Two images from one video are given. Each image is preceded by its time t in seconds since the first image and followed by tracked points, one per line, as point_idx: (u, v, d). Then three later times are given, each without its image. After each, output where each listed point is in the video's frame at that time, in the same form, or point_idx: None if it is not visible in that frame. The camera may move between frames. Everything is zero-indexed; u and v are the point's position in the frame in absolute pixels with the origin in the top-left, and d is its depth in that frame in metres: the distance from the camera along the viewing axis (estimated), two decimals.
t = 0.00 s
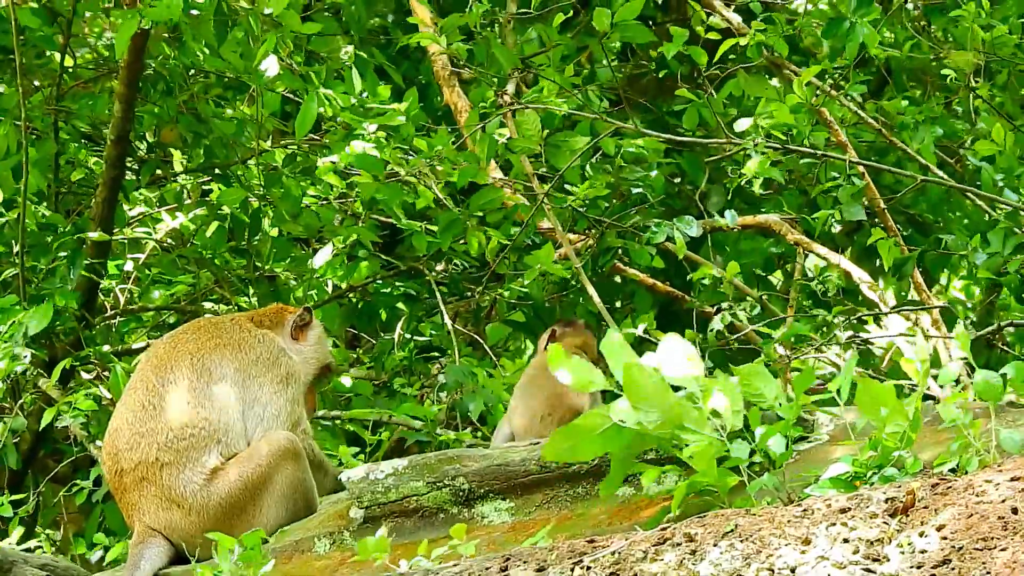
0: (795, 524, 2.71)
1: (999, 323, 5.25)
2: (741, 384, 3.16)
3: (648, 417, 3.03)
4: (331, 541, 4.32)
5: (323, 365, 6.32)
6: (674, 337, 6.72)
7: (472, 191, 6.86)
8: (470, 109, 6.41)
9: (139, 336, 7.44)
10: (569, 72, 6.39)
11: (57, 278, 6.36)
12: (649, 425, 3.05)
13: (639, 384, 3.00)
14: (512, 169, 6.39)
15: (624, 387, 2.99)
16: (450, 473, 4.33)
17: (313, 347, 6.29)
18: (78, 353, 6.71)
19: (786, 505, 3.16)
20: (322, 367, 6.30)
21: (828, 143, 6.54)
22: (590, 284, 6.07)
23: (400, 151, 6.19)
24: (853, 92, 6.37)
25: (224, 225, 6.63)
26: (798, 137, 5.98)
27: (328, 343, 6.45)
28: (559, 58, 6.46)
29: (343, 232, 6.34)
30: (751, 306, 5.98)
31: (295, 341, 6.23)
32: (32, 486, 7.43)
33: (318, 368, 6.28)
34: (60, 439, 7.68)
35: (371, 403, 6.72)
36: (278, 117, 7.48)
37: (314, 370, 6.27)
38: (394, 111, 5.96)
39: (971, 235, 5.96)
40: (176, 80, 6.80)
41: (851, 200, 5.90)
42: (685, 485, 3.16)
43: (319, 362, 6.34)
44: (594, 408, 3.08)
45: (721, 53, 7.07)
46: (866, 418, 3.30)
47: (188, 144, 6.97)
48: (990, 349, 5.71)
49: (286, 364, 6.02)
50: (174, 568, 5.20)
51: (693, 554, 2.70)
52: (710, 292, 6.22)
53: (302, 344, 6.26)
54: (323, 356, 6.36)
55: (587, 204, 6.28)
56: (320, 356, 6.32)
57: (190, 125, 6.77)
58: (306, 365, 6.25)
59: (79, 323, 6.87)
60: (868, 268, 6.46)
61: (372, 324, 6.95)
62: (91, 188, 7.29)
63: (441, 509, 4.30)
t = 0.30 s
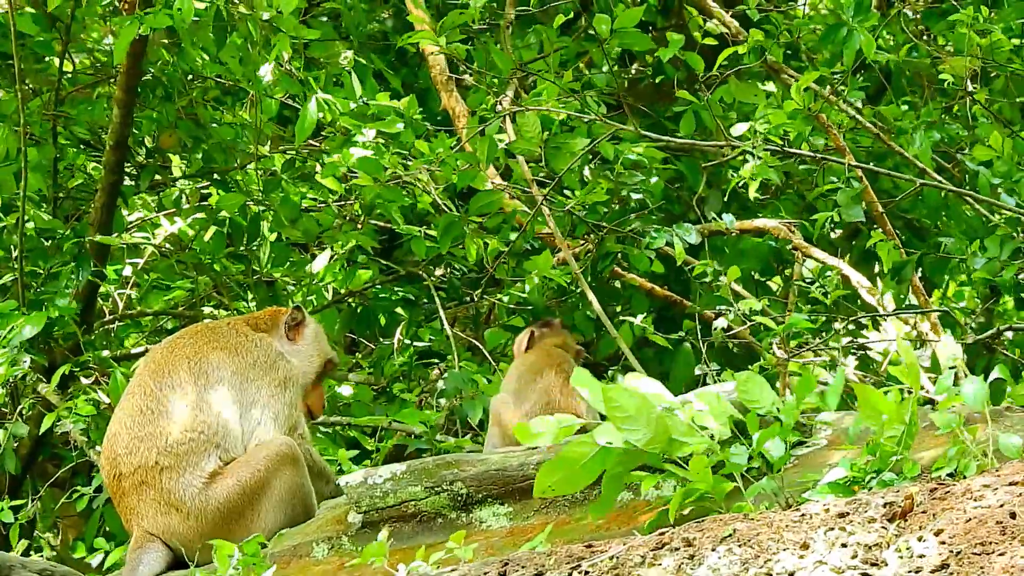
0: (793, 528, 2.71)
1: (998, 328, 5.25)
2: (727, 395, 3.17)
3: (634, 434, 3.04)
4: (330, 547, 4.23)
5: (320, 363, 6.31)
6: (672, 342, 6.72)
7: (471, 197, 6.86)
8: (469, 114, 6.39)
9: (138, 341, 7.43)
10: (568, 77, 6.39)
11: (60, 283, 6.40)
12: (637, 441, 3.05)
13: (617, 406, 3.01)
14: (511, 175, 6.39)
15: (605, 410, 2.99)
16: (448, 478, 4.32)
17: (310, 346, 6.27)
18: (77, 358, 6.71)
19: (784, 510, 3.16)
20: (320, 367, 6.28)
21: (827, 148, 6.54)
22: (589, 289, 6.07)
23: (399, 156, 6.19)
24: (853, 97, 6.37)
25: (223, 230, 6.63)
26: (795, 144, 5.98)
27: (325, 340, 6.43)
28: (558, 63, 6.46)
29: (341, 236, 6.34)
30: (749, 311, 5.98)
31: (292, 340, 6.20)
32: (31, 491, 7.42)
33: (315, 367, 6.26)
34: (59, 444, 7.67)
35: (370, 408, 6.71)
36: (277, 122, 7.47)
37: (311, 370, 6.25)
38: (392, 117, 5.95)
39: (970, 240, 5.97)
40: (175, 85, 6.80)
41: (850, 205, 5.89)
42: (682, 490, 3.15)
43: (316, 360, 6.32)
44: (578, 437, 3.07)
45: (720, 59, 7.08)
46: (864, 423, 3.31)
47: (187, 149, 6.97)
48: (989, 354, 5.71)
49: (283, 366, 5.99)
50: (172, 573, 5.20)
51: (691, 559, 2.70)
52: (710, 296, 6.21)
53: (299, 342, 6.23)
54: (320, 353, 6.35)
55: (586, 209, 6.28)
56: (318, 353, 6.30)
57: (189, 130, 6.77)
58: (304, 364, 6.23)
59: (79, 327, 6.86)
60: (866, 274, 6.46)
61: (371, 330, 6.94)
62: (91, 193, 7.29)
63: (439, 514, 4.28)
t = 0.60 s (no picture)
0: (791, 532, 2.71)
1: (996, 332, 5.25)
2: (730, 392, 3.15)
3: (640, 426, 3.04)
4: (327, 552, 4.23)
5: (314, 352, 6.15)
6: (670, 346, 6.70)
7: (468, 201, 6.84)
8: (467, 119, 6.38)
9: (135, 346, 7.41)
10: (565, 81, 6.38)
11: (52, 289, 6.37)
12: (643, 434, 3.04)
13: (625, 394, 3.04)
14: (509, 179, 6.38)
15: (611, 398, 3.03)
16: (446, 483, 4.18)
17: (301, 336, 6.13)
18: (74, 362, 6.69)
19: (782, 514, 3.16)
20: (313, 355, 6.13)
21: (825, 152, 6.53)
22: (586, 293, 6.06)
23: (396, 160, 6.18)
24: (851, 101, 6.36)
25: (220, 235, 6.62)
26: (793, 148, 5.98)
27: (317, 327, 6.26)
28: (556, 68, 6.45)
29: (338, 240, 6.33)
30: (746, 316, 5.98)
31: (280, 333, 6.07)
32: (28, 495, 7.41)
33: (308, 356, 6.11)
34: (56, 448, 7.65)
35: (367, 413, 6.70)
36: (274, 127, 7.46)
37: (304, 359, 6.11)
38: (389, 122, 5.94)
39: (968, 244, 5.96)
40: (173, 90, 6.79)
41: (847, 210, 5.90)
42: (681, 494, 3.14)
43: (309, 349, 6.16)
44: (585, 427, 3.09)
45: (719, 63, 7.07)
46: (861, 427, 3.30)
47: (185, 154, 6.96)
48: (987, 358, 5.71)
49: (279, 366, 5.92)
50: None
51: (689, 563, 2.69)
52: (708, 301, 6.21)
53: (287, 334, 6.09)
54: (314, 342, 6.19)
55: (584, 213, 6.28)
56: (308, 342, 6.14)
57: (187, 135, 6.76)
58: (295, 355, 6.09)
59: (76, 332, 6.84)
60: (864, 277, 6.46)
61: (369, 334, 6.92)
62: (88, 198, 7.28)
63: (436, 519, 4.16)
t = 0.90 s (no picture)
0: (787, 538, 2.71)
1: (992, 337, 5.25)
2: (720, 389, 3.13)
3: (626, 447, 3.00)
4: (322, 557, 4.20)
5: (319, 344, 6.09)
6: (666, 351, 6.69)
7: (465, 206, 6.84)
8: (464, 123, 6.37)
9: (132, 350, 7.40)
10: (562, 85, 6.38)
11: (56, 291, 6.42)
12: (630, 454, 3.01)
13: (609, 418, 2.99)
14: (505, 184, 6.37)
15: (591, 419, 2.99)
16: (441, 488, 4.13)
17: (306, 330, 6.06)
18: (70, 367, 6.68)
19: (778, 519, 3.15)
20: (319, 347, 6.07)
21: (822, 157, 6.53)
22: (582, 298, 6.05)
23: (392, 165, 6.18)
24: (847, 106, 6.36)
25: (217, 239, 6.61)
26: (789, 154, 5.97)
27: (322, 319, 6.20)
28: (553, 72, 6.44)
29: (335, 245, 6.31)
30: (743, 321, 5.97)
31: (283, 327, 6.00)
32: (24, 500, 7.39)
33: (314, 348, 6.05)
34: (53, 453, 7.64)
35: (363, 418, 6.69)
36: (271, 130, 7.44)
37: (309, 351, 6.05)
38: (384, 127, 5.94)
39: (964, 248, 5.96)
40: (169, 94, 6.78)
41: (842, 215, 5.90)
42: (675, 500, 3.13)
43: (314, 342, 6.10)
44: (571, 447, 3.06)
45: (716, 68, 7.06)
46: (858, 432, 3.29)
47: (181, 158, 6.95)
48: (984, 362, 5.70)
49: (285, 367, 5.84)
50: None
51: (684, 568, 2.69)
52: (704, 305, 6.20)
53: (291, 328, 6.02)
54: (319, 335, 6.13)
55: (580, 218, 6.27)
56: (312, 335, 6.08)
57: (183, 140, 6.75)
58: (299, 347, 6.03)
59: (72, 337, 6.83)
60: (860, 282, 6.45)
61: (365, 339, 6.91)
62: (84, 202, 7.27)
63: (432, 524, 4.11)
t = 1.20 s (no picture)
0: (782, 544, 2.70)
1: (988, 342, 5.25)
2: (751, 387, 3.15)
3: (632, 435, 3.03)
4: (319, 563, 4.11)
5: (348, 339, 5.93)
6: (663, 356, 6.69)
7: (461, 211, 6.83)
8: (460, 129, 6.37)
9: (129, 357, 7.39)
10: (557, 90, 6.37)
11: (48, 297, 6.41)
12: (635, 443, 3.03)
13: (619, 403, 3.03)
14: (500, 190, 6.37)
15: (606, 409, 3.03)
16: (437, 493, 4.08)
17: (334, 326, 5.91)
18: (67, 374, 6.68)
19: (773, 525, 3.15)
20: (349, 343, 5.92)
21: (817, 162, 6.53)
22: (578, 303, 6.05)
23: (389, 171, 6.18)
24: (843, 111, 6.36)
25: (212, 246, 6.61)
26: (784, 160, 5.98)
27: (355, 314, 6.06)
28: (548, 78, 6.44)
29: (332, 251, 6.29)
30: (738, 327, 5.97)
31: (313, 325, 5.87)
32: (21, 506, 7.38)
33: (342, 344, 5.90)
34: (49, 459, 7.62)
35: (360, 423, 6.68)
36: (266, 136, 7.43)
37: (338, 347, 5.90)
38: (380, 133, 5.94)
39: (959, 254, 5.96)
40: (165, 101, 6.79)
41: (837, 220, 5.90)
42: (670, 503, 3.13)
43: (343, 338, 5.95)
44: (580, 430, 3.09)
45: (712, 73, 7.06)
46: (854, 437, 3.29)
47: (177, 165, 6.95)
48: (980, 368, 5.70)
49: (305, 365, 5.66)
50: None
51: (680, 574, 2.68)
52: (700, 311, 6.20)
53: (319, 325, 5.87)
54: (350, 331, 5.98)
55: (576, 223, 6.28)
56: (341, 331, 5.93)
57: (179, 146, 6.76)
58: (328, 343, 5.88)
59: (68, 343, 6.83)
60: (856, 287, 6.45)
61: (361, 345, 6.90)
62: (80, 209, 7.26)
63: (428, 530, 4.07)
